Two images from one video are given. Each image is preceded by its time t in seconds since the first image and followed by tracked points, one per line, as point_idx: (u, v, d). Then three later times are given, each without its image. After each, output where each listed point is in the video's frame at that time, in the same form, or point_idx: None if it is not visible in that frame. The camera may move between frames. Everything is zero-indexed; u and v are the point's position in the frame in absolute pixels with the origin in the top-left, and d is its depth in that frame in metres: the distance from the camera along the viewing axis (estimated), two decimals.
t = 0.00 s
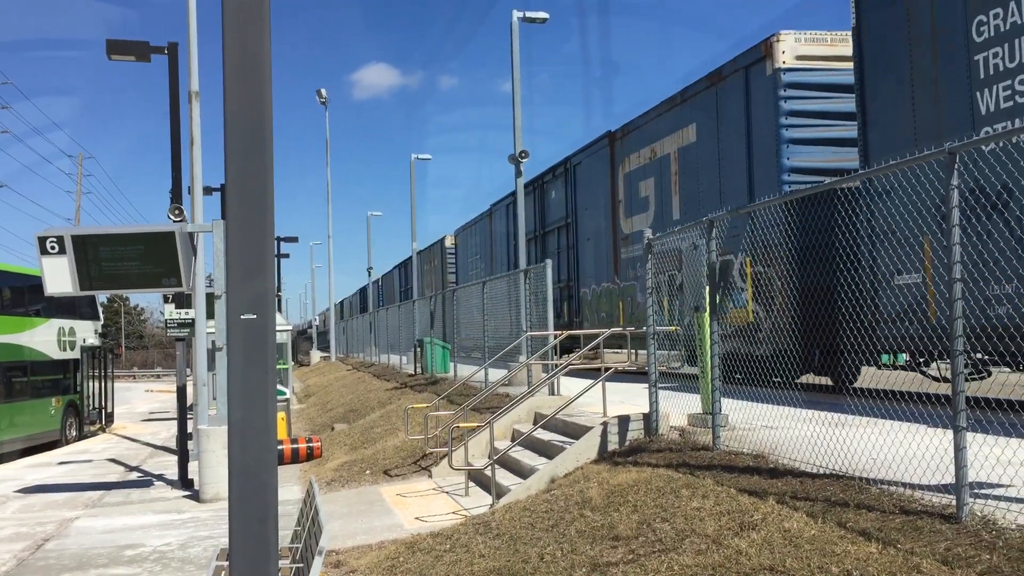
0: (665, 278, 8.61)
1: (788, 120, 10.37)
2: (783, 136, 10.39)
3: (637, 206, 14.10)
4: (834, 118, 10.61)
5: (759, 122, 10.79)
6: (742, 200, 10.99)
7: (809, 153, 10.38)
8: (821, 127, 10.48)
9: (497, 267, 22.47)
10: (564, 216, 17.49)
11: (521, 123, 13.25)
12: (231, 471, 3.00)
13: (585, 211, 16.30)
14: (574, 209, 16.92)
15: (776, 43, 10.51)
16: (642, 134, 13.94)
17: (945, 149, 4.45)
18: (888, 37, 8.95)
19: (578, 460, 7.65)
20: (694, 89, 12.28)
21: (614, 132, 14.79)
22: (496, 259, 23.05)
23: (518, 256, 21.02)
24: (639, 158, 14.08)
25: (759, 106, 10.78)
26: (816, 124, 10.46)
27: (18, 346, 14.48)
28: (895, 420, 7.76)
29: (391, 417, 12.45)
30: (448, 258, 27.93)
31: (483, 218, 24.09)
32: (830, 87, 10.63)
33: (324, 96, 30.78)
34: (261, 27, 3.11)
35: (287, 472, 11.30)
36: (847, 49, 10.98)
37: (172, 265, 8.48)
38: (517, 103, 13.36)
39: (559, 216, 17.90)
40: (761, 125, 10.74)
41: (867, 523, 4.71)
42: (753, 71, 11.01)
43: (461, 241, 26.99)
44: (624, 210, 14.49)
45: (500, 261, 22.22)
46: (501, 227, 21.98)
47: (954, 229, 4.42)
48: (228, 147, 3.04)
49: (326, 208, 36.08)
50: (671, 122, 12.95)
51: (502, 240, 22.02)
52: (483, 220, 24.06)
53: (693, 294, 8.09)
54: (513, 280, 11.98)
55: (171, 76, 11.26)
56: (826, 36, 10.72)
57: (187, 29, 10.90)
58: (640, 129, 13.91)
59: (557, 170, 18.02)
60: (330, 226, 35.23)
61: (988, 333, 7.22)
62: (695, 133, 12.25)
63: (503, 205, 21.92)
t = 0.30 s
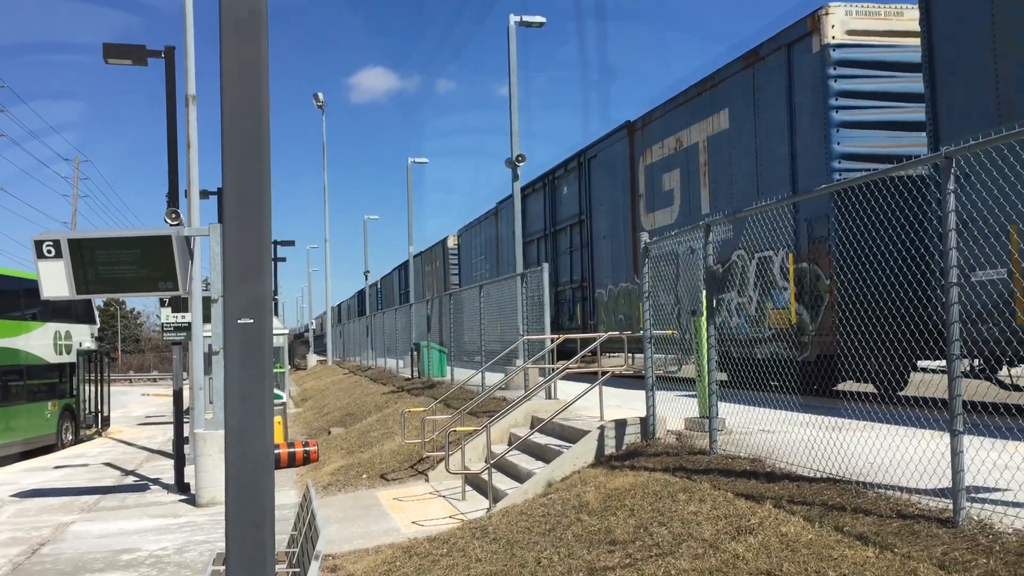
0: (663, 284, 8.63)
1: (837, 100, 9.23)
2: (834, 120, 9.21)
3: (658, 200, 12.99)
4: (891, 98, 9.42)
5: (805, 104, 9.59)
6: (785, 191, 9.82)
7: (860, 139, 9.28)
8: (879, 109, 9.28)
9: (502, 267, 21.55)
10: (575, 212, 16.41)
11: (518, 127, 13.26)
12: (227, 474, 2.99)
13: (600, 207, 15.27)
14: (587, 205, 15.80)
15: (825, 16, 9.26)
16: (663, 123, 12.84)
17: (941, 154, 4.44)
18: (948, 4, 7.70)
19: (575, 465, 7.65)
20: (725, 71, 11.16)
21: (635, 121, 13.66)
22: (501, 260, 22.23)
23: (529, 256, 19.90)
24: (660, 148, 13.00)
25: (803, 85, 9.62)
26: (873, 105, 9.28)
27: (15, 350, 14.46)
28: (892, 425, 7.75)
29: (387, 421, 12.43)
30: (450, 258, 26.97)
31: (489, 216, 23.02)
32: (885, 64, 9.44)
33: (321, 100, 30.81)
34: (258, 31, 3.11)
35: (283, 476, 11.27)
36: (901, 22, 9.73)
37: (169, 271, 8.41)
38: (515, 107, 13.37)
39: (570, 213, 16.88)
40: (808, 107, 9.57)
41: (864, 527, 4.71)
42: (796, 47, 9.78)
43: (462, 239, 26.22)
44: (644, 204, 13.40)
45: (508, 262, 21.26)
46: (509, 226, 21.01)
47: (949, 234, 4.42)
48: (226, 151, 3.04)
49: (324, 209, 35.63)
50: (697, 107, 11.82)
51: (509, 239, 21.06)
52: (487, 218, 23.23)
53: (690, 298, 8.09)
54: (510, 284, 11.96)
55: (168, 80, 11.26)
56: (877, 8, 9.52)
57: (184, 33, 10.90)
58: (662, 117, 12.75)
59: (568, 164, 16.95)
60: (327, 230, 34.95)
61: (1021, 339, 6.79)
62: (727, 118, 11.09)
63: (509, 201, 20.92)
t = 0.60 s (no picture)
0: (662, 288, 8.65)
1: (900, 76, 8.19)
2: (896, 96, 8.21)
3: (688, 193, 12.39)
4: (960, 74, 8.36)
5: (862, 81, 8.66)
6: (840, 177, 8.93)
7: (931, 118, 8.23)
8: (945, 85, 8.21)
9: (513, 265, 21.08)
10: (595, 206, 15.92)
11: (516, 130, 13.28)
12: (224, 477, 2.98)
13: (621, 202, 14.80)
14: (609, 198, 15.29)
15: None
16: (695, 109, 12.17)
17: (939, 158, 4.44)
18: None
19: (573, 468, 7.64)
20: (767, 49, 10.33)
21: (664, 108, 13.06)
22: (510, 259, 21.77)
23: (542, 254, 19.39)
24: (689, 137, 12.41)
25: (860, 59, 8.66)
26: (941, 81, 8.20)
27: (12, 352, 14.45)
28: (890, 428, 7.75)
29: (385, 424, 12.42)
30: (455, 258, 26.51)
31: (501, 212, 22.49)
32: (955, 36, 8.38)
33: (319, 103, 30.86)
34: (255, 32, 3.10)
35: (280, 479, 11.26)
36: None
37: (166, 274, 8.18)
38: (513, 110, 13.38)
39: (588, 208, 16.39)
40: (864, 85, 8.63)
41: (863, 531, 4.70)
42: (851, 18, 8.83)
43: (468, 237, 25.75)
44: (671, 196, 12.87)
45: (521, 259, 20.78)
46: (523, 222, 20.53)
47: (947, 239, 4.42)
48: (223, 153, 3.04)
49: (324, 209, 35.36)
50: (734, 91, 11.10)
51: (524, 235, 20.56)
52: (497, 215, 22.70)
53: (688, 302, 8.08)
54: (508, 288, 11.96)
55: (166, 82, 11.27)
56: None
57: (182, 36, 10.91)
58: (696, 102, 12.08)
59: (586, 158, 16.46)
60: (326, 233, 34.88)
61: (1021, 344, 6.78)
62: (768, 102, 10.31)
63: (523, 196, 20.43)
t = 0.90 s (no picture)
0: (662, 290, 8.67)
1: (983, 42, 7.43)
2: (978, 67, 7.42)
3: (723, 180, 11.64)
4: None
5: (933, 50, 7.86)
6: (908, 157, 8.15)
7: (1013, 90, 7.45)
8: None
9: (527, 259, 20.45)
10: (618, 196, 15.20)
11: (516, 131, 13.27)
12: (222, 478, 2.97)
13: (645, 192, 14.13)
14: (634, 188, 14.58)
15: None
16: (733, 89, 11.40)
17: (939, 159, 4.45)
18: None
19: (572, 469, 7.63)
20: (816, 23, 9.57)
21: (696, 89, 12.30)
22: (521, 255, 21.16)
23: (557, 249, 18.73)
24: (723, 120, 11.63)
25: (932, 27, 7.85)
26: None
27: (11, 352, 14.46)
28: (890, 429, 7.78)
29: (385, 424, 12.43)
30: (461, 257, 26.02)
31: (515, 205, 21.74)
32: None
33: (319, 103, 30.88)
34: (255, 32, 3.10)
35: (280, 480, 11.26)
36: None
37: (166, 275, 8.39)
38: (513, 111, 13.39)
39: (610, 199, 15.71)
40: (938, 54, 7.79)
41: (862, 533, 4.70)
42: None
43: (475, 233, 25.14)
44: (702, 185, 12.13)
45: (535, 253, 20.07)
46: (535, 215, 19.85)
47: (948, 240, 4.42)
48: (222, 153, 3.03)
49: (326, 208, 35.14)
50: (778, 68, 10.34)
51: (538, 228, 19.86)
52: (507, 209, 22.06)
53: (687, 303, 8.11)
54: (508, 289, 11.96)
55: (166, 83, 11.27)
56: None
57: (182, 37, 10.91)
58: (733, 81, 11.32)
59: (608, 146, 15.77)
60: (325, 234, 34.92)
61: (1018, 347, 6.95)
62: (819, 78, 9.55)
63: (537, 188, 19.76)
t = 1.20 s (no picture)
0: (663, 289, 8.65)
1: None
2: None
3: (766, 164, 10.79)
4: None
5: None
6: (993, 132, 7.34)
7: None
8: None
9: (541, 252, 19.43)
10: (644, 183, 14.21)
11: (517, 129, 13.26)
12: (223, 476, 2.97)
13: (676, 178, 13.12)
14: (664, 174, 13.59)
15: None
16: (782, 63, 10.48)
17: (941, 158, 4.45)
18: None
19: (573, 467, 7.63)
20: None
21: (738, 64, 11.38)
22: (536, 247, 20.10)
23: (574, 242, 17.73)
24: (767, 98, 10.82)
25: None
26: None
27: (12, 350, 14.46)
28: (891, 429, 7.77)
29: (385, 423, 12.43)
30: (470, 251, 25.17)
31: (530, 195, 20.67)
32: None
33: (320, 101, 30.87)
34: (256, 30, 3.10)
35: (280, 478, 11.27)
36: None
37: (168, 272, 8.49)
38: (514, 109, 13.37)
39: (634, 188, 14.72)
40: None
41: (863, 532, 4.69)
42: None
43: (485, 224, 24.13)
44: (742, 169, 11.22)
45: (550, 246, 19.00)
46: (551, 206, 18.81)
47: (949, 239, 4.42)
48: (223, 151, 3.02)
49: (327, 205, 34.95)
50: (832, 41, 9.53)
51: (555, 218, 18.80)
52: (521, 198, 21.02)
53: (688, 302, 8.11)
54: (509, 287, 11.96)
55: (167, 81, 11.26)
56: None
57: (183, 35, 10.89)
58: (779, 55, 10.51)
59: (633, 130, 14.75)
60: (326, 232, 34.92)
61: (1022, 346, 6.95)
62: (884, 46, 8.67)
63: (552, 177, 18.72)
